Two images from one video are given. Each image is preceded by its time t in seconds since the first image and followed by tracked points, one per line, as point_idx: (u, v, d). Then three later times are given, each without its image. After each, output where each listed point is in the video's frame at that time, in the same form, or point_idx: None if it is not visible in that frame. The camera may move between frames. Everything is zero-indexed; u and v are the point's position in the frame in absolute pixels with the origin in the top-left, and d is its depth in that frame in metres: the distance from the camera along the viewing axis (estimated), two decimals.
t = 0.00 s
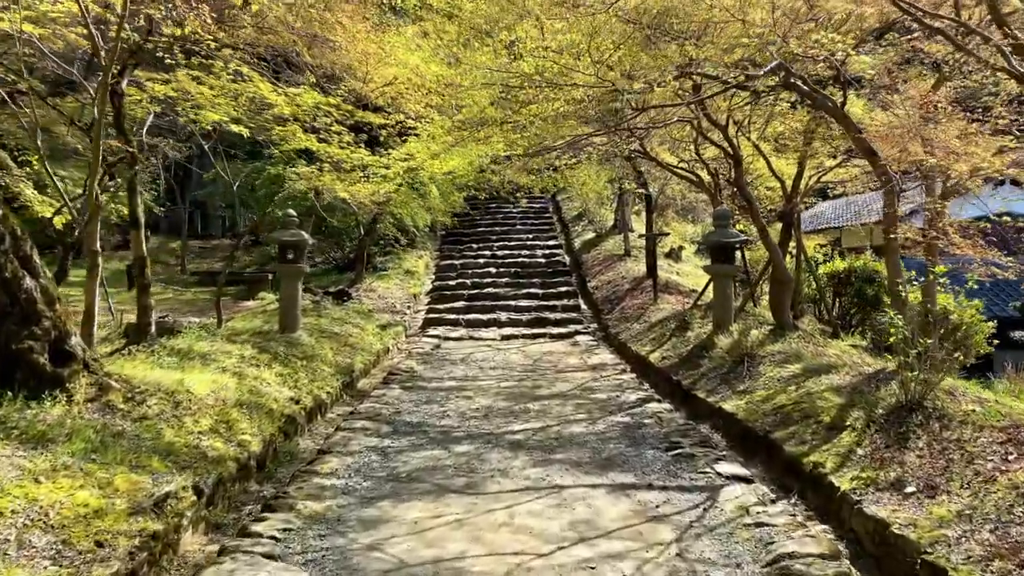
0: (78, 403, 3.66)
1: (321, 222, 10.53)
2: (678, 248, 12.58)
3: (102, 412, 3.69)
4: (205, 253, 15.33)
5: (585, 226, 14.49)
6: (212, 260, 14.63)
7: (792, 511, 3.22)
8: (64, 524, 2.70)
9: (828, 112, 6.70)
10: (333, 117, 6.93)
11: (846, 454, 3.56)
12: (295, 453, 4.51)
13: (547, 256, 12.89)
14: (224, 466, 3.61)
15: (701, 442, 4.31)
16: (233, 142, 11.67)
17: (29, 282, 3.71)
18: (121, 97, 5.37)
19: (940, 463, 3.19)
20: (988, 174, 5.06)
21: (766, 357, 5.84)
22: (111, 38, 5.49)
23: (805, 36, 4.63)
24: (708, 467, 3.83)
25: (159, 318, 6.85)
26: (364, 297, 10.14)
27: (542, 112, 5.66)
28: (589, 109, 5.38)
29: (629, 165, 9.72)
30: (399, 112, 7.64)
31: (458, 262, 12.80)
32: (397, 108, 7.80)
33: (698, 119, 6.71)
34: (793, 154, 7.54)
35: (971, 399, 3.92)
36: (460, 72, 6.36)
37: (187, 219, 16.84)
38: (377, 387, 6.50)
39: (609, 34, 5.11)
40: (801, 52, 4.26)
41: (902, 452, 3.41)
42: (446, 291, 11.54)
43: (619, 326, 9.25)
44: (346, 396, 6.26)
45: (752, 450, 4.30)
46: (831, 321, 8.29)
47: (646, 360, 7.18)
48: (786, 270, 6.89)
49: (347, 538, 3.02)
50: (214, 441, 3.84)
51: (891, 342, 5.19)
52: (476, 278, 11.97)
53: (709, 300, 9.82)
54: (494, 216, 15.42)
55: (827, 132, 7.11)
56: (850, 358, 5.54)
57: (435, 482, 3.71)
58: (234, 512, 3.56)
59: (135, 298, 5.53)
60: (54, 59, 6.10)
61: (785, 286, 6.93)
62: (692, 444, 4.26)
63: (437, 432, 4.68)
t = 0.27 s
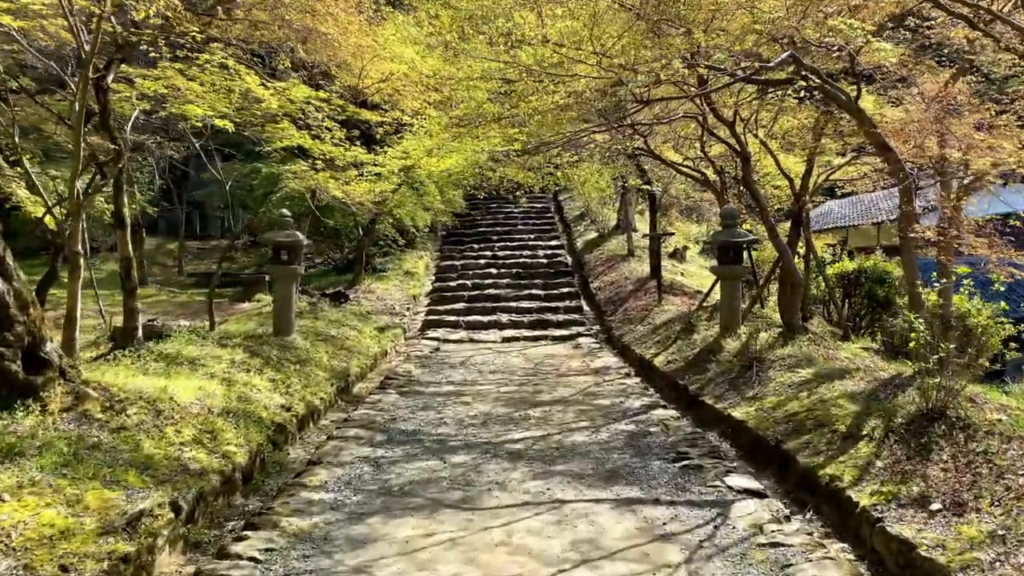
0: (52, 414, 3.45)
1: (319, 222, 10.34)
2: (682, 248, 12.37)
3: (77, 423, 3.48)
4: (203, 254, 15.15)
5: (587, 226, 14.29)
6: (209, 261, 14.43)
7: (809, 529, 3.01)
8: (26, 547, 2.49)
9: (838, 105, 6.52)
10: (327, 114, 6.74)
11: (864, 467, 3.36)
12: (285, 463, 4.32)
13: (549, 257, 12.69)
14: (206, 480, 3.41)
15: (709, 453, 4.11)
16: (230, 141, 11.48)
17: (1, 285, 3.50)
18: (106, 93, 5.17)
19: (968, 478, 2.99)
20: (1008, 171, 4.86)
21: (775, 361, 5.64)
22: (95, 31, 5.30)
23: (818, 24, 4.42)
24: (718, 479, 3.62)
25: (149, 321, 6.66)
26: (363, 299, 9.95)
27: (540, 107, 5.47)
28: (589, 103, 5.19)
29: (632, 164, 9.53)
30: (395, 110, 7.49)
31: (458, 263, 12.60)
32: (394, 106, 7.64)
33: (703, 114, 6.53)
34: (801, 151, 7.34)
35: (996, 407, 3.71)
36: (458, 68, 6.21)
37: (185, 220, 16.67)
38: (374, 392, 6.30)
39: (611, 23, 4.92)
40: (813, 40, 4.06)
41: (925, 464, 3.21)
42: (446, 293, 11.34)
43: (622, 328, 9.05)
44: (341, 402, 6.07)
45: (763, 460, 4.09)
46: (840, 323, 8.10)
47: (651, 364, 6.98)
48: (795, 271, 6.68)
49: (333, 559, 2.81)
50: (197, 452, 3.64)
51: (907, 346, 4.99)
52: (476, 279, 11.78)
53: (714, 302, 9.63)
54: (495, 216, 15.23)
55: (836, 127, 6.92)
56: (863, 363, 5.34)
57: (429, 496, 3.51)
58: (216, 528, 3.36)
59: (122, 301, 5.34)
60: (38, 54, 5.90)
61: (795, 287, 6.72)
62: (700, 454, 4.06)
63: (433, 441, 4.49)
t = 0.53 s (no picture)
0: (30, 420, 3.30)
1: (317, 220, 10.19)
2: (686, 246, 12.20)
3: (57, 429, 3.33)
4: (202, 253, 15.01)
5: (590, 224, 14.12)
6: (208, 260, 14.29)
7: (826, 542, 2.85)
8: None
9: (846, 97, 6.38)
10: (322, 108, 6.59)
11: (882, 474, 3.19)
12: (276, 469, 4.16)
13: (551, 255, 12.53)
14: (191, 489, 3.25)
15: (718, 458, 3.95)
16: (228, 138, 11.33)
17: None
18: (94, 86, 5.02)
19: (995, 488, 2.82)
20: None
21: (784, 362, 5.47)
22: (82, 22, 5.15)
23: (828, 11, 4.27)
24: (728, 487, 3.46)
25: (142, 321, 6.51)
26: (361, 298, 9.80)
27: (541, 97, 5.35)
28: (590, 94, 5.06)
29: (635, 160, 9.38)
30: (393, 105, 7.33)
31: (459, 261, 12.45)
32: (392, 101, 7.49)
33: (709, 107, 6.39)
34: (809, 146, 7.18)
35: (1019, 411, 3.55)
36: (456, 61, 6.07)
37: (184, 219, 16.53)
38: (371, 394, 6.15)
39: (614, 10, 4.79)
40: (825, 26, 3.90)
41: (947, 473, 3.04)
42: (447, 291, 11.19)
43: (626, 328, 8.88)
44: (338, 404, 5.92)
45: (775, 466, 3.92)
46: (848, 323, 7.93)
47: (655, 365, 6.82)
48: (803, 268, 6.51)
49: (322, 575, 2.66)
50: (183, 459, 3.48)
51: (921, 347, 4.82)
52: (478, 278, 11.62)
53: (719, 300, 9.46)
54: (497, 214, 15.07)
55: (844, 120, 6.77)
56: (875, 364, 5.17)
57: (425, 505, 3.35)
58: (201, 539, 3.21)
59: (111, 301, 5.19)
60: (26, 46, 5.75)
61: (803, 285, 6.55)
62: (708, 460, 3.89)
63: (430, 446, 4.33)
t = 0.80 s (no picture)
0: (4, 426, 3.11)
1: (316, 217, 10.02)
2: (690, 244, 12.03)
3: (32, 436, 3.14)
4: (200, 251, 14.84)
5: (593, 222, 13.94)
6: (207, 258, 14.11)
7: (849, 557, 2.67)
8: None
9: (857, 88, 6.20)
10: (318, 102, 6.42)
11: (907, 483, 3.02)
12: (268, 475, 3.99)
13: (553, 253, 12.35)
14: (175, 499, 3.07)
15: (729, 464, 3.77)
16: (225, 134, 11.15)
17: None
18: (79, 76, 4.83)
19: None
20: None
21: (795, 363, 5.29)
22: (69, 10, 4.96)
23: None
24: (741, 496, 3.28)
25: (134, 320, 6.34)
26: (360, 296, 9.62)
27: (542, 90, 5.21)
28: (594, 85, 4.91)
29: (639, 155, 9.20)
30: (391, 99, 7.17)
31: (460, 259, 12.27)
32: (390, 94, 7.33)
33: (715, 99, 6.22)
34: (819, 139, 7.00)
35: None
36: (458, 52, 5.91)
37: (182, 216, 16.36)
38: (369, 395, 5.97)
39: None
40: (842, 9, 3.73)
41: (975, 483, 2.87)
42: (447, 290, 11.02)
43: (630, 327, 8.71)
44: (334, 406, 5.74)
45: (789, 473, 3.75)
46: (858, 321, 7.75)
47: (661, 365, 6.64)
48: (814, 266, 6.33)
49: None
50: (167, 466, 3.31)
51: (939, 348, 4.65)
52: (479, 276, 11.45)
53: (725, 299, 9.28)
54: (499, 212, 14.89)
55: (853, 111, 6.62)
56: (891, 366, 4.99)
57: (423, 515, 3.18)
58: (185, 552, 3.03)
59: (100, 299, 5.02)
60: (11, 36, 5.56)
61: (814, 282, 6.37)
62: (719, 467, 3.71)
63: (428, 451, 4.15)
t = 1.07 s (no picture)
0: None
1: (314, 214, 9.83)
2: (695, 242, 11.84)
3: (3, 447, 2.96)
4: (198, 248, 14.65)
5: (596, 219, 13.75)
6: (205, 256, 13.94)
7: None
8: None
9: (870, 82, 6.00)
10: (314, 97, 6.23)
11: (935, 499, 2.83)
12: (257, 485, 3.80)
13: (556, 251, 12.16)
14: (155, 514, 2.89)
15: (742, 475, 3.58)
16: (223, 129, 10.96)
17: None
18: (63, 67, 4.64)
19: None
20: None
21: (808, 366, 5.09)
22: None
23: None
24: (757, 511, 3.09)
25: (125, 321, 6.16)
26: (359, 295, 9.43)
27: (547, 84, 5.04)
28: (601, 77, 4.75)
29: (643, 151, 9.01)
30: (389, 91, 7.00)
31: (462, 257, 12.08)
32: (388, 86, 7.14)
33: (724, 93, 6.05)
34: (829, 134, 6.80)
35: None
36: (460, 43, 5.74)
37: (181, 214, 16.17)
38: (366, 398, 5.78)
39: None
40: None
41: (1010, 500, 2.68)
42: (448, 288, 10.83)
43: (635, 326, 8.52)
44: (330, 409, 5.55)
45: (805, 484, 3.56)
46: (869, 321, 7.55)
47: (667, 367, 6.45)
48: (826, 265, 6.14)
49: None
50: (148, 477, 3.13)
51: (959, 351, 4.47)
52: (481, 274, 11.27)
53: (732, 298, 9.08)
54: (501, 209, 14.70)
55: (865, 106, 6.46)
56: (908, 369, 4.80)
57: (419, 530, 2.99)
58: (166, 571, 2.84)
59: (85, 300, 4.84)
60: None
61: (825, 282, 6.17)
62: (732, 478, 3.52)
63: (426, 459, 3.97)
